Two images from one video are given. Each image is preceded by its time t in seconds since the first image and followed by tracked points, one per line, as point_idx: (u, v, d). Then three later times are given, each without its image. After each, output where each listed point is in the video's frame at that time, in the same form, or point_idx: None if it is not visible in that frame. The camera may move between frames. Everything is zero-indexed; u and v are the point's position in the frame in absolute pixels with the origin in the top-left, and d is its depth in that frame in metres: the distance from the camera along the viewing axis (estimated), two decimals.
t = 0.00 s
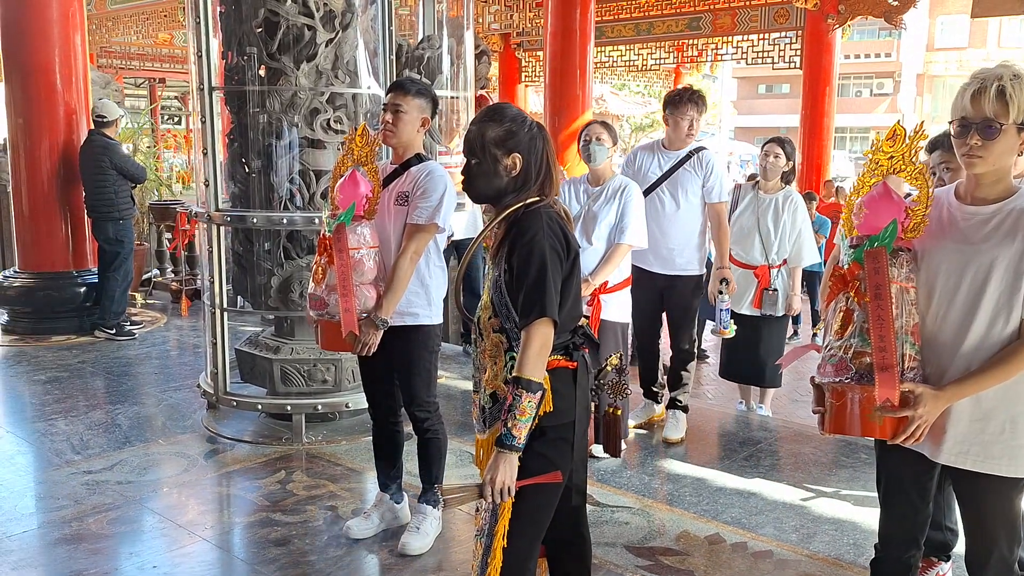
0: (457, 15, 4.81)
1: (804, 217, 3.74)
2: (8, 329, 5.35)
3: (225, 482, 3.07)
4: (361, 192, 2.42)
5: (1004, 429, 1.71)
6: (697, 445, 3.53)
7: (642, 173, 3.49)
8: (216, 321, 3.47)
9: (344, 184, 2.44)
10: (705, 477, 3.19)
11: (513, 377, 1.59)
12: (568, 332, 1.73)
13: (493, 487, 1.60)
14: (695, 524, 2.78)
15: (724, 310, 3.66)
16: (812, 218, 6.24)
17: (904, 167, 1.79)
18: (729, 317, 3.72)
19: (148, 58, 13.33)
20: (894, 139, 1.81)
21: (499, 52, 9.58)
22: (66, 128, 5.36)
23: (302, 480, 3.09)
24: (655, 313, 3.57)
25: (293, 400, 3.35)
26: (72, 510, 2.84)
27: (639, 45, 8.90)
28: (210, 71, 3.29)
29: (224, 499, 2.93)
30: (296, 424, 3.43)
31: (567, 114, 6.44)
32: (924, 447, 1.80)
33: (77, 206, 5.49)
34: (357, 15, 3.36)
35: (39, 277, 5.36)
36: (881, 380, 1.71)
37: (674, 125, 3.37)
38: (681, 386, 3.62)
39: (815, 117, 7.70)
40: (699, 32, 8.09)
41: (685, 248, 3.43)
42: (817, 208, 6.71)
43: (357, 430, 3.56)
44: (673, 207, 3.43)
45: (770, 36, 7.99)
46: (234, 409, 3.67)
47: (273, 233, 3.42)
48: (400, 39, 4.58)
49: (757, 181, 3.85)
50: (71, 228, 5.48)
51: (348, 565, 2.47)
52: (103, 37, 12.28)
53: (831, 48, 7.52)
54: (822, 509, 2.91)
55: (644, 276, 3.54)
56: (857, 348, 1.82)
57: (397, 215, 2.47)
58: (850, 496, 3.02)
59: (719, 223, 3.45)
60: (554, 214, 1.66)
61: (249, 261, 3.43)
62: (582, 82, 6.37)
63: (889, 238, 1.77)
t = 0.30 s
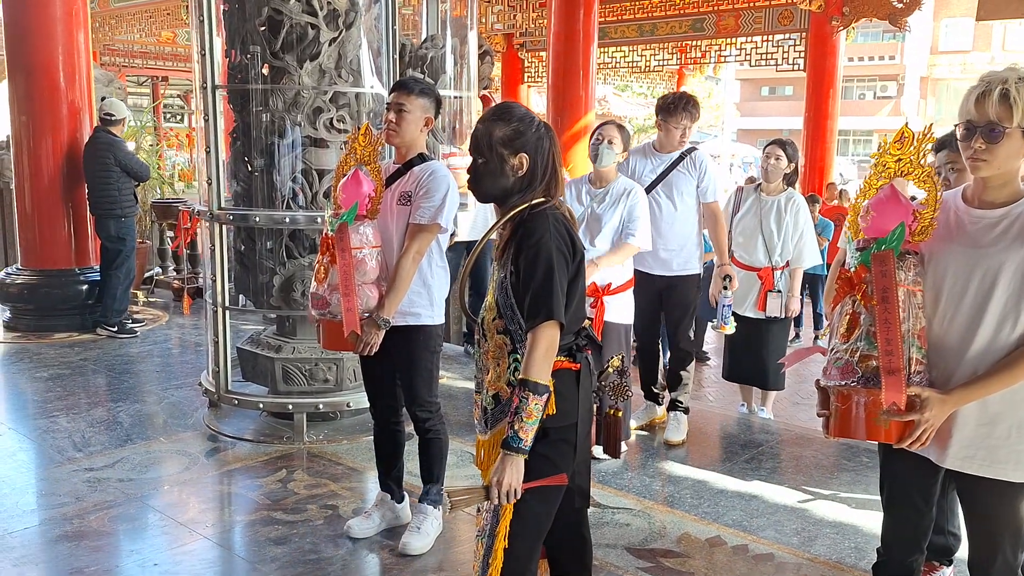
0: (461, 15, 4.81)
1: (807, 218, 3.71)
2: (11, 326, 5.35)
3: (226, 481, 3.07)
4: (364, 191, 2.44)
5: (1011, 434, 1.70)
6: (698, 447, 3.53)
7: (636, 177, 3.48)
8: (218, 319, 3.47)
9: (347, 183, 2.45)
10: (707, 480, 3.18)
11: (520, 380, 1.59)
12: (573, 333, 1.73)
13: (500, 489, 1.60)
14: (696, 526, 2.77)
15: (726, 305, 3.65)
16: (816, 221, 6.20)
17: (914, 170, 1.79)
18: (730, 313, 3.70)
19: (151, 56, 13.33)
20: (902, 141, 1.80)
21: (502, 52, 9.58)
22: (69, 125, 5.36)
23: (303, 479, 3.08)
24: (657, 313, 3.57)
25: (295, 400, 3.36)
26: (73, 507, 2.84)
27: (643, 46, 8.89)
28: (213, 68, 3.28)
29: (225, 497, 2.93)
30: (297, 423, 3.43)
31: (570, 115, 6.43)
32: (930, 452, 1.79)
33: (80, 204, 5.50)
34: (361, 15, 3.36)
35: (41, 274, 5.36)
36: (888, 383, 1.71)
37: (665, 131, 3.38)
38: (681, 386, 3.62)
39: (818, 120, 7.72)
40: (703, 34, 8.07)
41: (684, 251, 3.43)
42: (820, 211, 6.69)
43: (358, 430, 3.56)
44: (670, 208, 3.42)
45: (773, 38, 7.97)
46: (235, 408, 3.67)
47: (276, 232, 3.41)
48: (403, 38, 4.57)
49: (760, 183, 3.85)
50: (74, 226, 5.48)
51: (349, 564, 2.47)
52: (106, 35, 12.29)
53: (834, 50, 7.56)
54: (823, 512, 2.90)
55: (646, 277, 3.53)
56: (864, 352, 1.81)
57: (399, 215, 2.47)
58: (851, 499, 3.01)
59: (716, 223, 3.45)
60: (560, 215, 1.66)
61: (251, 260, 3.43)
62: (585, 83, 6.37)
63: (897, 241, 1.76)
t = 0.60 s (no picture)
0: (464, 14, 4.80)
1: (810, 219, 3.73)
2: (13, 323, 5.36)
3: (227, 479, 3.07)
4: (366, 189, 2.42)
5: (1014, 437, 1.70)
6: (700, 448, 3.52)
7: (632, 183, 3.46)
8: (221, 317, 3.49)
9: (350, 182, 2.44)
10: (708, 481, 3.18)
11: (527, 380, 1.58)
12: (575, 333, 1.72)
13: (505, 490, 1.59)
14: (697, 527, 2.77)
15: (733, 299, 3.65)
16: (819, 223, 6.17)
17: (919, 172, 1.79)
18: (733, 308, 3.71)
19: (154, 54, 13.35)
20: (908, 143, 1.82)
21: (505, 52, 9.56)
22: (72, 122, 5.37)
23: (304, 478, 3.08)
24: (659, 314, 3.56)
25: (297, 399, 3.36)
26: (74, 504, 2.84)
27: (646, 46, 8.88)
28: (217, 67, 3.29)
29: (226, 495, 2.93)
30: (298, 422, 3.42)
31: (573, 114, 6.42)
32: (932, 454, 1.79)
33: (83, 201, 5.50)
34: (364, 14, 3.36)
35: (44, 271, 5.36)
36: (889, 384, 1.70)
37: (658, 137, 3.37)
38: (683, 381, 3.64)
39: (822, 120, 7.72)
40: (706, 34, 8.05)
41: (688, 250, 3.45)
42: (823, 212, 6.68)
43: (359, 429, 3.55)
44: (669, 210, 3.41)
45: (777, 39, 7.95)
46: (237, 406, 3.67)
47: (278, 230, 3.41)
48: (406, 37, 4.56)
49: (762, 184, 3.84)
50: (76, 223, 5.48)
51: (349, 563, 2.46)
52: (110, 33, 12.28)
53: (839, 51, 7.63)
54: (825, 513, 2.90)
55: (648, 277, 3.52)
56: (866, 353, 1.81)
57: (401, 214, 2.47)
58: (853, 501, 3.00)
59: (716, 221, 3.47)
60: (564, 215, 1.65)
61: (253, 258, 3.43)
62: (588, 83, 6.36)
63: (901, 242, 1.76)
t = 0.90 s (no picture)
0: (466, 14, 4.81)
1: (814, 220, 3.73)
2: (15, 323, 5.37)
3: (228, 478, 3.07)
4: (368, 189, 2.41)
5: (1014, 437, 1.69)
6: (701, 449, 3.52)
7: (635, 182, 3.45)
8: (222, 317, 3.49)
9: (352, 181, 2.43)
10: (709, 481, 3.17)
11: (523, 380, 1.58)
12: (576, 333, 1.72)
13: (500, 489, 1.60)
14: (698, 528, 2.77)
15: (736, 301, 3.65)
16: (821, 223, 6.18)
17: (920, 173, 1.79)
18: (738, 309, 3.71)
19: (156, 54, 13.37)
20: (910, 143, 1.83)
21: (507, 52, 9.56)
22: (74, 122, 5.37)
23: (305, 477, 3.09)
24: (659, 315, 3.56)
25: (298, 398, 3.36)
26: (76, 503, 2.84)
27: (648, 47, 8.88)
28: (218, 66, 3.29)
29: (227, 494, 2.93)
30: (299, 421, 3.42)
31: (574, 115, 6.42)
32: (932, 454, 1.79)
33: (85, 201, 5.51)
34: (366, 13, 3.36)
35: (46, 271, 5.37)
36: (889, 384, 1.70)
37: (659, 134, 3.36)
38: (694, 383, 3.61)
39: (824, 121, 7.70)
40: (708, 34, 8.05)
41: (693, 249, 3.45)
42: (825, 212, 6.69)
43: (360, 429, 3.56)
44: (673, 210, 3.40)
45: (779, 39, 7.95)
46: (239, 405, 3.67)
47: (279, 230, 3.41)
48: (408, 37, 4.57)
49: (766, 185, 3.84)
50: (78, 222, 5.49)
51: (350, 563, 2.46)
52: (112, 33, 12.28)
53: (840, 52, 7.57)
54: (826, 514, 2.89)
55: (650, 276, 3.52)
56: (866, 352, 1.81)
57: (403, 213, 2.47)
58: (854, 502, 3.00)
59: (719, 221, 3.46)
60: (563, 216, 1.65)
61: (254, 258, 3.43)
62: (590, 83, 6.36)
63: (902, 242, 1.76)
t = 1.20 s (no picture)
0: (472, 15, 4.82)
1: (823, 221, 3.73)
2: (24, 321, 5.41)
3: (234, 476, 3.08)
4: (375, 188, 2.43)
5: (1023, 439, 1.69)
6: (706, 449, 3.52)
7: (650, 177, 3.47)
8: (228, 316, 3.50)
9: (359, 180, 2.45)
10: (715, 482, 3.17)
11: (493, 365, 1.58)
12: (577, 333, 1.75)
13: (452, 469, 1.54)
14: (703, 529, 2.77)
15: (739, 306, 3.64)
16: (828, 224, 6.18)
17: (926, 173, 1.80)
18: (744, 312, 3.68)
19: (165, 54, 13.45)
20: (918, 143, 1.83)
21: (513, 52, 9.57)
22: (83, 121, 5.40)
23: (311, 476, 3.10)
24: (664, 317, 3.56)
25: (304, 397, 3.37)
26: (83, 501, 2.86)
27: (654, 47, 8.88)
28: (226, 67, 3.31)
29: (233, 492, 2.95)
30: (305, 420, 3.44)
31: (580, 114, 6.43)
32: (939, 456, 1.79)
33: (94, 200, 5.54)
34: (372, 14, 3.37)
35: (54, 270, 5.40)
36: (895, 384, 1.71)
37: (677, 134, 3.39)
38: (701, 385, 3.60)
39: (831, 122, 7.67)
40: (715, 35, 8.05)
41: (703, 249, 3.43)
42: (832, 214, 6.67)
43: (366, 428, 3.57)
44: (685, 207, 3.42)
45: (786, 39, 7.94)
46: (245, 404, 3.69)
47: (286, 229, 3.42)
48: (415, 37, 4.59)
49: (773, 186, 3.83)
50: (87, 222, 5.52)
51: (355, 561, 2.47)
52: (120, 33, 12.34)
53: (846, 52, 7.45)
54: (832, 516, 2.89)
55: (657, 275, 3.53)
56: (872, 353, 1.81)
57: (408, 213, 2.47)
58: (860, 504, 3.00)
59: (731, 220, 3.45)
60: (558, 215, 1.66)
61: (261, 257, 3.45)
62: (596, 83, 6.36)
63: (909, 243, 1.77)
